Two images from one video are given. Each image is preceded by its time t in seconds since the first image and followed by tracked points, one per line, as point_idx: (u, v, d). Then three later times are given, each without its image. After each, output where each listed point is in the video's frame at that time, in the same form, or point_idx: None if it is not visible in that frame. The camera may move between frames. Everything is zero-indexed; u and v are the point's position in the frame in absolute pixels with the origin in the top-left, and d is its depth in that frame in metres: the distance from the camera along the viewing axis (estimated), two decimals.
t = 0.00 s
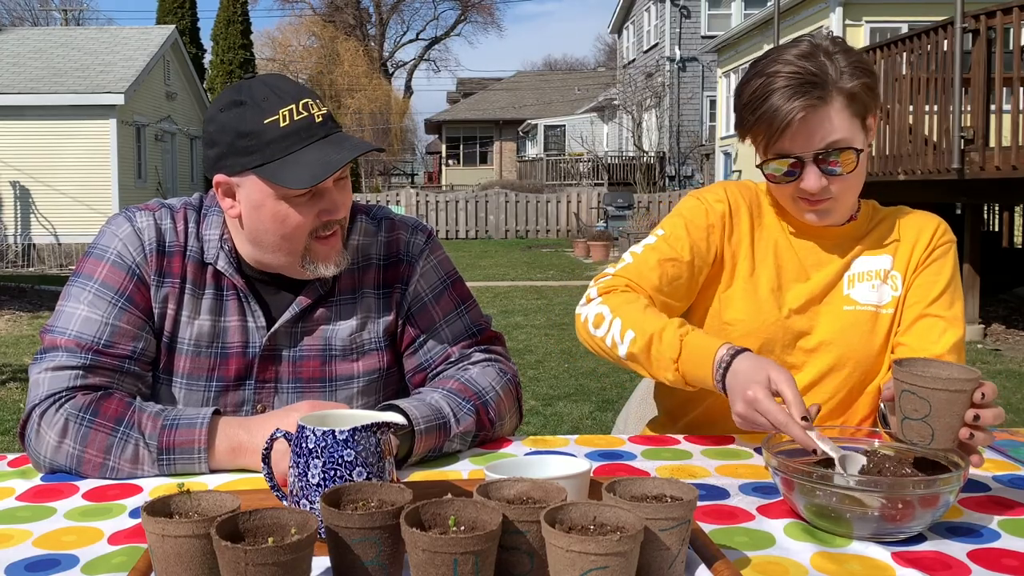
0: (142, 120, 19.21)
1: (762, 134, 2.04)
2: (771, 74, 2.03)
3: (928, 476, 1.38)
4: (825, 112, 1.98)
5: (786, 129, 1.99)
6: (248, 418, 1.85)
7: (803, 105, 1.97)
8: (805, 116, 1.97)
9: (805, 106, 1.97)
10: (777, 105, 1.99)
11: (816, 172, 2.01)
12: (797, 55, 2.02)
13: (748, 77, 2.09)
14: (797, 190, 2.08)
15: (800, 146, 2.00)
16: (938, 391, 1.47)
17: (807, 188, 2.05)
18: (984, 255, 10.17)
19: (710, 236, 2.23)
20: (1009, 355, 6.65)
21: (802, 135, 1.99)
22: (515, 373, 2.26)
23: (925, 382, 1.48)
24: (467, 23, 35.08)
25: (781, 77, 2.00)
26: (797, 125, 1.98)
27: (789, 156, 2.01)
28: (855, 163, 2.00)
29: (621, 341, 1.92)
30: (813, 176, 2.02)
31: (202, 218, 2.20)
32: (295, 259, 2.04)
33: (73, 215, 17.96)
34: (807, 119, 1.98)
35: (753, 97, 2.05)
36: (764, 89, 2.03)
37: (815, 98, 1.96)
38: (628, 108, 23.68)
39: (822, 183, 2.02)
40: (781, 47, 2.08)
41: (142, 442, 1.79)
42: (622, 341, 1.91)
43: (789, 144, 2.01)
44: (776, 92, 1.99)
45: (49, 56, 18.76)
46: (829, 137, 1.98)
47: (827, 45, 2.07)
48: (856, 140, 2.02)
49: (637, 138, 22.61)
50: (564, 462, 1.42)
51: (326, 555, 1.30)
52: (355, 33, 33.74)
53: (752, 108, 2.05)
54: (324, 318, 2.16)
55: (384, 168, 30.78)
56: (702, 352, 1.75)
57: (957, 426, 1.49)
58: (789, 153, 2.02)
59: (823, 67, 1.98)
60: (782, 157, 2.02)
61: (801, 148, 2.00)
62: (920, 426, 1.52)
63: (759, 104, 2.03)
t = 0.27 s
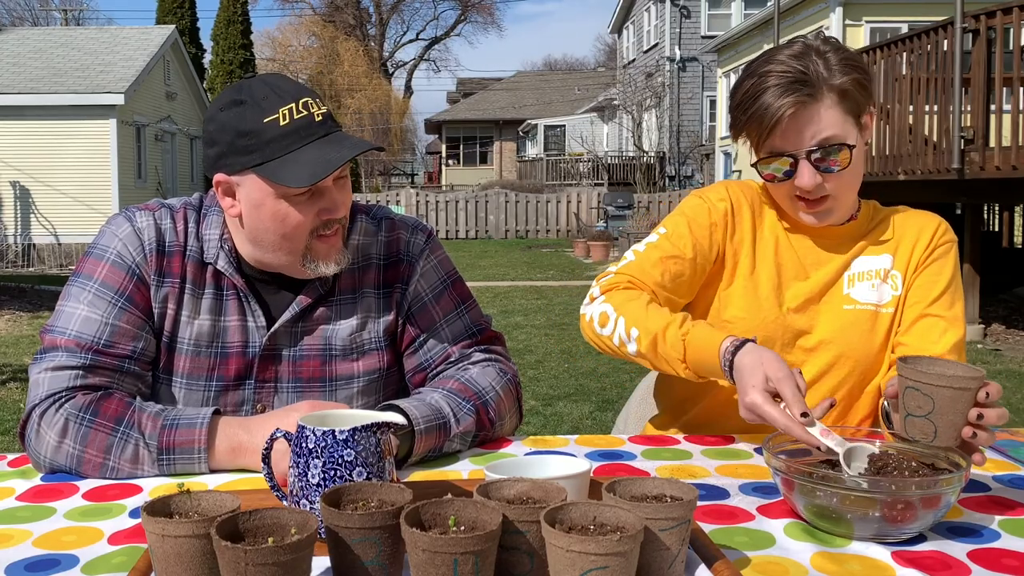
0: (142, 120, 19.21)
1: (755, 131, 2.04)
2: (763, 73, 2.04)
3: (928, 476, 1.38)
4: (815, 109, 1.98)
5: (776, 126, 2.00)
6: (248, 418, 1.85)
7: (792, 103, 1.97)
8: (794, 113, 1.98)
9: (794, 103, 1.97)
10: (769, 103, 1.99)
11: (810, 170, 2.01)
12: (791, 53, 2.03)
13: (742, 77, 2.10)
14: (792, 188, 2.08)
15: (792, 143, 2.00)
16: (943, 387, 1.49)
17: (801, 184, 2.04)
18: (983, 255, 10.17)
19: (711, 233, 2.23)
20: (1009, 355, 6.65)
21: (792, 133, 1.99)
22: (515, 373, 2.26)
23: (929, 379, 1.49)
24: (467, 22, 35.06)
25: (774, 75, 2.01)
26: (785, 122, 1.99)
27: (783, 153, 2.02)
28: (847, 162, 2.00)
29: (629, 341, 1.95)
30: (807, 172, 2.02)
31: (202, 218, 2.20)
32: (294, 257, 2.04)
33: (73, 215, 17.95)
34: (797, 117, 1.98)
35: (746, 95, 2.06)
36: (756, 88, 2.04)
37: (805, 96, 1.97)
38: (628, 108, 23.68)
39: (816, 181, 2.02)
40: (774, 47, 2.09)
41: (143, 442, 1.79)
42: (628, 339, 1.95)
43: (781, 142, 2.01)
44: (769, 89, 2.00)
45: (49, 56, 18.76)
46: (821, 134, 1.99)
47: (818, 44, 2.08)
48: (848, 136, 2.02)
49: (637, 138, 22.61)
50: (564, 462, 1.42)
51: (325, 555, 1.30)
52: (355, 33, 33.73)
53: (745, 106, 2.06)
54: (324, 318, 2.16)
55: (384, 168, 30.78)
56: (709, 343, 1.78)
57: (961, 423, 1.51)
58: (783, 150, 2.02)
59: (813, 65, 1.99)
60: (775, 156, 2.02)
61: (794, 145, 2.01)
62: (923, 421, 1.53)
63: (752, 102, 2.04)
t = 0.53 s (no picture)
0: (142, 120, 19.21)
1: (760, 120, 2.05)
2: (769, 62, 2.05)
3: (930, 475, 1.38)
4: (822, 97, 1.99)
5: (781, 113, 2.00)
6: (248, 418, 1.85)
7: (800, 90, 1.98)
8: (801, 101, 1.99)
9: (801, 91, 1.98)
10: (773, 92, 2.00)
11: (814, 158, 2.01)
12: (795, 45, 2.04)
13: (747, 67, 2.11)
14: (795, 179, 2.08)
15: (798, 131, 2.01)
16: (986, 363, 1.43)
17: (805, 173, 2.04)
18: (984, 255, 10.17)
19: (702, 242, 2.23)
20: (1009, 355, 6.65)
21: (799, 118, 2.00)
22: (515, 373, 2.26)
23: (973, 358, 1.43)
24: (468, 22, 35.04)
25: (778, 66, 2.02)
26: (793, 110, 1.99)
27: (787, 143, 2.02)
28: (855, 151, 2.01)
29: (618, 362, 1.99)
30: (811, 162, 2.02)
31: (202, 218, 2.20)
32: (296, 257, 2.04)
33: (73, 215, 17.96)
34: (803, 103, 1.99)
35: (751, 84, 2.06)
36: (763, 76, 2.04)
37: (809, 85, 1.98)
38: (628, 108, 23.69)
39: (821, 169, 2.02)
40: (777, 41, 2.11)
41: (143, 442, 1.79)
42: (617, 359, 1.99)
43: (785, 129, 2.02)
44: (773, 78, 2.01)
45: (49, 56, 18.77)
46: (826, 122, 1.99)
47: (822, 36, 2.09)
48: (854, 127, 2.03)
49: (637, 138, 22.60)
50: (565, 462, 1.42)
51: (325, 555, 1.30)
52: (355, 33, 33.73)
53: (750, 94, 2.06)
54: (325, 318, 2.16)
55: (384, 168, 30.77)
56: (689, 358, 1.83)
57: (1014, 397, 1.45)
58: (786, 138, 2.02)
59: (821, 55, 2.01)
60: (779, 144, 2.02)
61: (799, 132, 2.01)
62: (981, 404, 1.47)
63: (757, 90, 2.04)
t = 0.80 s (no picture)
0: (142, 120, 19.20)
1: (773, 113, 2.04)
2: (779, 54, 2.06)
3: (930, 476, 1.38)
4: (837, 92, 2.01)
5: (797, 106, 2.00)
6: (248, 418, 1.85)
7: (817, 84, 1.99)
8: (820, 93, 1.99)
9: (819, 84, 1.99)
10: (785, 85, 2.01)
11: (824, 153, 2.01)
12: (802, 38, 2.05)
13: (754, 60, 2.11)
14: (801, 173, 2.07)
15: (812, 125, 2.01)
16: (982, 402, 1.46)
17: (813, 168, 2.04)
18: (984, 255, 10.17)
19: (693, 245, 2.22)
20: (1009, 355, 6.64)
21: (815, 113, 2.00)
22: (515, 373, 2.26)
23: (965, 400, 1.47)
24: (468, 22, 35.01)
25: (788, 58, 2.03)
26: (812, 102, 2.00)
27: (799, 137, 2.01)
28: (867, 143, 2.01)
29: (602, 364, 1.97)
30: (821, 156, 2.01)
31: (202, 218, 2.21)
32: (296, 257, 2.04)
33: (73, 215, 17.96)
34: (823, 96, 2.00)
35: (761, 76, 2.06)
36: (773, 68, 2.04)
37: (825, 79, 1.99)
38: (628, 108, 23.68)
39: (829, 165, 2.02)
40: (785, 36, 2.11)
41: (143, 442, 1.79)
42: (601, 361, 1.96)
43: (799, 123, 2.02)
44: (784, 71, 2.02)
45: (49, 56, 18.77)
46: (840, 117, 2.00)
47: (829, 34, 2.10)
48: (862, 123, 2.04)
49: (637, 138, 22.60)
50: (566, 462, 1.42)
51: (325, 555, 1.30)
52: (355, 34, 33.73)
53: (761, 86, 2.06)
54: (325, 318, 2.16)
55: (384, 168, 30.77)
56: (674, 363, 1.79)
57: None
58: (799, 132, 2.02)
59: (833, 48, 2.01)
60: (789, 136, 2.02)
61: (812, 127, 2.01)
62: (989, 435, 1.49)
63: (767, 82, 2.04)
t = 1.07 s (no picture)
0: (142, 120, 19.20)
1: (778, 113, 2.04)
2: (781, 53, 2.06)
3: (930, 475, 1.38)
4: (843, 91, 2.01)
5: (806, 105, 2.00)
6: (248, 419, 1.85)
7: (823, 83, 1.99)
8: (827, 93, 1.99)
9: (826, 83, 1.99)
10: (792, 84, 2.00)
11: (830, 152, 2.00)
12: (803, 36, 2.06)
13: (757, 59, 2.11)
14: (808, 173, 2.06)
15: (818, 124, 2.01)
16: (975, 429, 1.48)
17: (819, 168, 2.03)
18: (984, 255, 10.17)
19: (689, 240, 2.22)
20: (1009, 355, 6.64)
21: (822, 113, 2.00)
22: (515, 373, 2.26)
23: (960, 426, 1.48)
24: (467, 22, 35.02)
25: (792, 56, 2.03)
26: (820, 103, 1.99)
27: (805, 136, 2.01)
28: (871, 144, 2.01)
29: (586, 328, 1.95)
30: (826, 155, 2.01)
31: (202, 218, 2.21)
32: (296, 256, 2.04)
33: (73, 214, 17.95)
34: (829, 96, 2.00)
35: (765, 75, 2.06)
36: (777, 67, 2.04)
37: (832, 78, 1.99)
38: (628, 108, 23.68)
39: (834, 164, 2.02)
40: (787, 34, 2.12)
41: (143, 442, 1.79)
42: (587, 324, 1.94)
43: (806, 121, 2.02)
44: (788, 70, 2.02)
45: (49, 56, 18.77)
46: (846, 118, 2.01)
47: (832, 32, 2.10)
48: (865, 122, 2.05)
49: (637, 138, 22.59)
50: (565, 462, 1.42)
51: (326, 555, 1.30)
52: (355, 33, 33.72)
53: (766, 84, 2.05)
54: (325, 318, 2.16)
55: (384, 168, 30.77)
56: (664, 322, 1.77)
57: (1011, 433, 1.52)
58: (805, 132, 2.02)
59: (837, 45, 2.01)
60: (795, 135, 2.02)
61: (818, 126, 2.01)
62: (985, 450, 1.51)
63: (772, 81, 2.04)
